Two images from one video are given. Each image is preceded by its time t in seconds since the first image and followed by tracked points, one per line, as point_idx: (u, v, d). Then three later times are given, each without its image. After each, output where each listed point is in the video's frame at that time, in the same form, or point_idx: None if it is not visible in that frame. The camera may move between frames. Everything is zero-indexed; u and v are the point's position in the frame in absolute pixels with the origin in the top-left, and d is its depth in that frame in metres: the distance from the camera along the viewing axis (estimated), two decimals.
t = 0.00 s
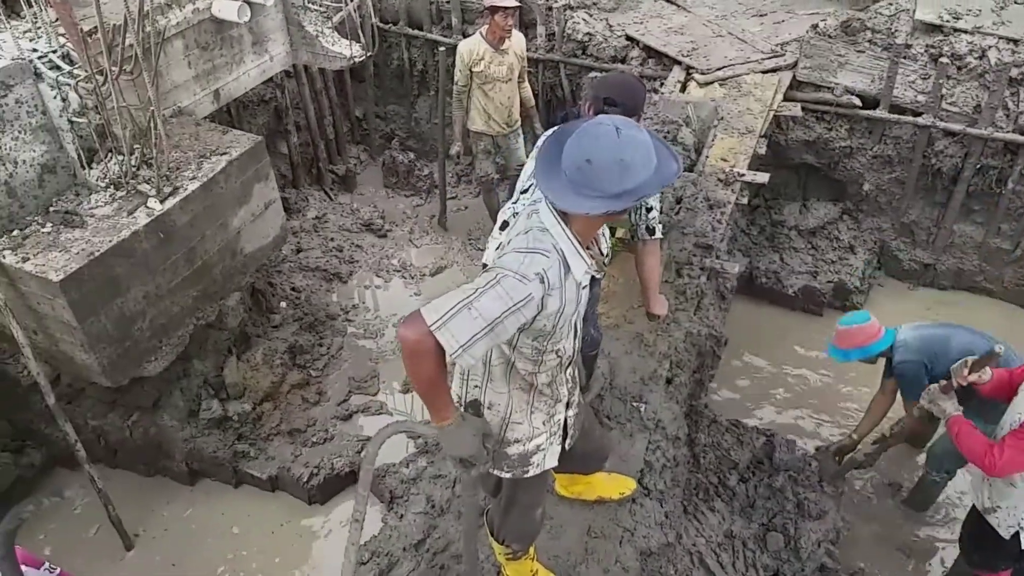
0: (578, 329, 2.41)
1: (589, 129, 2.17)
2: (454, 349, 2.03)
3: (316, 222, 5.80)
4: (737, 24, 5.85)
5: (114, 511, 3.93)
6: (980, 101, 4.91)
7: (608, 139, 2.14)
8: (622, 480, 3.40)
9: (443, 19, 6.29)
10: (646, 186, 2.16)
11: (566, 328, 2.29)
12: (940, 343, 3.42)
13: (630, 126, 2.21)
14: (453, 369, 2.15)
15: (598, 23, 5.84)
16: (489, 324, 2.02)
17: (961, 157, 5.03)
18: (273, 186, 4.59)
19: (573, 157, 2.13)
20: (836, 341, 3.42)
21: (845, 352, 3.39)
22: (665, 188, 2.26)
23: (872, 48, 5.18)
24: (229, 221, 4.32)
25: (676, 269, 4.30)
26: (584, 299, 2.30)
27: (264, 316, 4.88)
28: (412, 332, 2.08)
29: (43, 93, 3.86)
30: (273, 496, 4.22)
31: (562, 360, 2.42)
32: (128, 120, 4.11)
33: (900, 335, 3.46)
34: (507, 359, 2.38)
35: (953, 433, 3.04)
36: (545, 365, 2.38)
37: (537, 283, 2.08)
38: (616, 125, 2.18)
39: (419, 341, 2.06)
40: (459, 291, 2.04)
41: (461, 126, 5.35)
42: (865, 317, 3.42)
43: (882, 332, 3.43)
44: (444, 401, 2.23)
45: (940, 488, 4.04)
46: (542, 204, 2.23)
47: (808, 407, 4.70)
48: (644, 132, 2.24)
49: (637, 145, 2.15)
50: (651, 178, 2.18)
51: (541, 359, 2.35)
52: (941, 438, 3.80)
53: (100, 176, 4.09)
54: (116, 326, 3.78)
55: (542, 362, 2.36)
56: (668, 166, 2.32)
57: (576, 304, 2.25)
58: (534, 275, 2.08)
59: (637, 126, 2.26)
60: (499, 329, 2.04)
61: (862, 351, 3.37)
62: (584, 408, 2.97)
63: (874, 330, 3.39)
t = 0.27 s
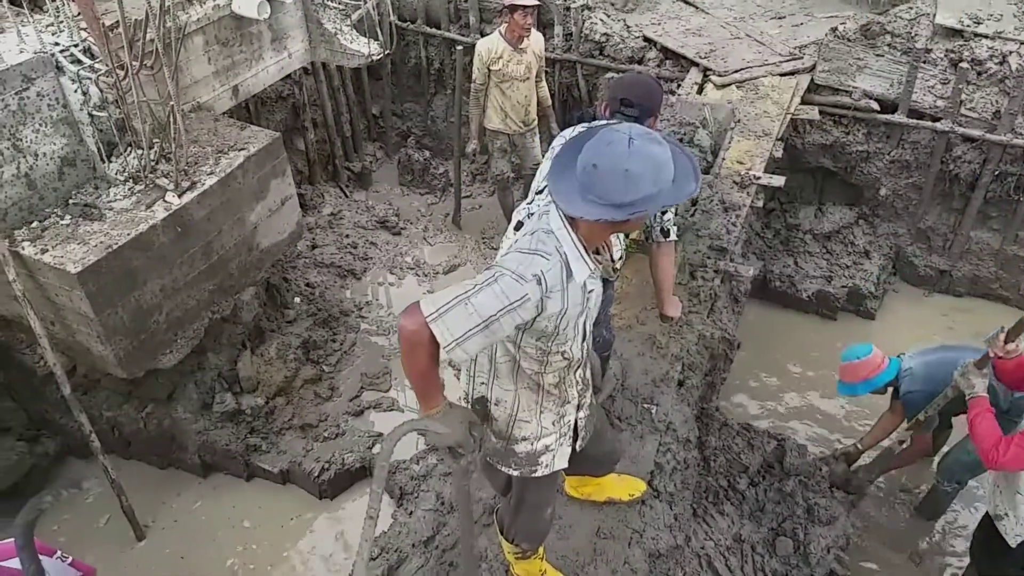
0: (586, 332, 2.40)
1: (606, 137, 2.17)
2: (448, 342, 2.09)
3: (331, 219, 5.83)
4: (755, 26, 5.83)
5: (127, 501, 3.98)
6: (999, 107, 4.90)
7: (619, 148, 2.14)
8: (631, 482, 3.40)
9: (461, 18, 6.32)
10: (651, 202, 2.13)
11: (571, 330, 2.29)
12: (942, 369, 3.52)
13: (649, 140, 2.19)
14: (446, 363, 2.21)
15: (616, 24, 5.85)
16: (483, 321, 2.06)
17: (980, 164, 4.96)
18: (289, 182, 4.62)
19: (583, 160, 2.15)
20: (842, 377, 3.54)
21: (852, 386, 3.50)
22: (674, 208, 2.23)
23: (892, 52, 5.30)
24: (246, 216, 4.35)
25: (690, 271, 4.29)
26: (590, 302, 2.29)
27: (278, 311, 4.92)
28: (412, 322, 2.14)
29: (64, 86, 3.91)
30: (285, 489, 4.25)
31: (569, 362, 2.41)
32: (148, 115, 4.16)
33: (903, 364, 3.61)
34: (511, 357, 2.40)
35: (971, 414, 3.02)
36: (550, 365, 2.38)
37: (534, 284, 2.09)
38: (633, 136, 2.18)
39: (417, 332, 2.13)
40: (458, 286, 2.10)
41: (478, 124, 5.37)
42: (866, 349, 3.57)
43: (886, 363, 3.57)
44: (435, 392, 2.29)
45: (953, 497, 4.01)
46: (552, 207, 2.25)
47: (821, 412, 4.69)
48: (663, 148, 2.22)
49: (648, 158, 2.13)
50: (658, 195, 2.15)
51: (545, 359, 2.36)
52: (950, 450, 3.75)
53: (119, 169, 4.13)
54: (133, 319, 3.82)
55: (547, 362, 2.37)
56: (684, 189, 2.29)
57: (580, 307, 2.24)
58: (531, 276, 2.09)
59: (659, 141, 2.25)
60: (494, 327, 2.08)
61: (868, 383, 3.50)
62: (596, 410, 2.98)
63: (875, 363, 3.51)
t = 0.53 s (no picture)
0: (594, 333, 2.40)
1: (621, 144, 2.15)
2: (446, 332, 2.12)
3: (347, 214, 5.85)
4: (776, 28, 5.80)
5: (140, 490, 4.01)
6: (1023, 114, 4.87)
7: (631, 157, 2.11)
8: (643, 483, 3.40)
9: (481, 16, 6.31)
10: (659, 215, 2.09)
11: (577, 331, 2.30)
12: (950, 389, 3.50)
13: (668, 152, 2.14)
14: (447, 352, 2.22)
15: (636, 24, 5.83)
16: (483, 315, 2.09)
17: (1001, 170, 4.91)
18: (306, 176, 4.63)
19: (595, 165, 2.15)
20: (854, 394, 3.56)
21: (861, 404, 3.54)
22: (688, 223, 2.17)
23: (914, 57, 5.22)
24: (263, 210, 4.37)
25: (706, 273, 4.27)
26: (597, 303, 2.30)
27: (293, 305, 4.94)
28: (413, 310, 2.16)
29: (87, 77, 3.93)
30: (296, 482, 4.26)
31: (577, 362, 2.41)
32: (168, 107, 4.18)
33: (914, 382, 3.58)
34: (519, 352, 2.41)
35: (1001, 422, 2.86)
36: (557, 364, 2.39)
37: (533, 281, 2.11)
38: (650, 147, 2.13)
39: (417, 319, 2.15)
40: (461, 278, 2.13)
41: (495, 122, 5.36)
42: (878, 366, 3.56)
43: (898, 381, 3.55)
44: (435, 383, 2.30)
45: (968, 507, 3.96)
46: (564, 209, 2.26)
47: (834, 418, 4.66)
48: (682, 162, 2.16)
49: (661, 170, 2.09)
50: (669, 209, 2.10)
51: (550, 357, 2.37)
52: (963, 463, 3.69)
53: (138, 161, 4.16)
54: (150, 309, 3.85)
55: (554, 360, 2.37)
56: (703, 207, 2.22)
57: (586, 309, 2.25)
58: (531, 274, 2.11)
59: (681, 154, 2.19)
60: (493, 321, 2.11)
61: (878, 402, 3.51)
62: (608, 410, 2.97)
63: (887, 381, 3.50)
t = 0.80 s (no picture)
0: (615, 335, 2.38)
1: (643, 147, 2.13)
2: (466, 332, 2.10)
3: (367, 211, 5.86)
4: (802, 30, 5.74)
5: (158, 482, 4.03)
6: None
7: (650, 161, 2.08)
8: (661, 487, 3.37)
9: (505, 14, 6.31)
10: (677, 220, 2.06)
11: (598, 332, 2.29)
12: (967, 405, 3.44)
13: (689, 158, 2.10)
14: (468, 351, 2.20)
15: (661, 24, 5.80)
16: (503, 315, 2.07)
17: None
18: (329, 172, 4.64)
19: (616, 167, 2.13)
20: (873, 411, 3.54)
21: (881, 420, 3.51)
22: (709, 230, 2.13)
23: (943, 61, 5.19)
24: (285, 205, 4.38)
25: (728, 276, 4.24)
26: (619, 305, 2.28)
27: (312, 301, 4.95)
28: (433, 309, 2.15)
29: (113, 71, 3.94)
30: (313, 478, 4.27)
31: (596, 364, 2.40)
32: (193, 102, 4.20)
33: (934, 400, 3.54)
34: (538, 353, 2.39)
35: None
36: (576, 365, 2.37)
37: (554, 282, 2.09)
38: (671, 151, 2.10)
39: (436, 318, 2.13)
40: (482, 279, 2.12)
41: (518, 121, 5.35)
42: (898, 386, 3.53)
43: (918, 398, 3.52)
44: (457, 381, 2.28)
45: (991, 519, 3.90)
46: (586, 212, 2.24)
47: (855, 425, 4.61)
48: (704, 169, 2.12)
49: (680, 175, 2.06)
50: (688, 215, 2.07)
51: (570, 359, 2.36)
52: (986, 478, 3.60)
53: (163, 155, 4.21)
54: (171, 302, 3.87)
55: (572, 361, 2.36)
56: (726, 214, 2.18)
57: (607, 311, 2.24)
58: (552, 275, 2.10)
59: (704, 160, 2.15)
60: (513, 321, 2.09)
61: (896, 419, 3.48)
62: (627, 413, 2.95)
63: (906, 399, 3.48)
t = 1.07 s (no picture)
0: (637, 332, 2.38)
1: (666, 143, 2.13)
2: (491, 329, 2.12)
3: (390, 205, 5.89)
4: (830, 29, 5.69)
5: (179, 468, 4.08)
6: None
7: (673, 157, 2.07)
8: (678, 486, 3.36)
9: (530, 10, 6.30)
10: (698, 216, 2.04)
11: (621, 329, 2.29)
12: (989, 408, 3.40)
13: (713, 155, 2.09)
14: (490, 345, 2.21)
15: (687, 22, 5.76)
16: (527, 313, 2.09)
17: None
18: (352, 165, 4.66)
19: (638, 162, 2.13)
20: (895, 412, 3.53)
21: (902, 422, 3.49)
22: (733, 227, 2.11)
23: (972, 63, 5.12)
24: (308, 197, 4.41)
25: (750, 276, 4.23)
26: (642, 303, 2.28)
27: (334, 293, 4.98)
28: (456, 305, 2.16)
29: (142, 62, 3.99)
30: (330, 468, 4.30)
31: (617, 360, 2.40)
32: (220, 93, 4.24)
33: (957, 403, 3.50)
34: (560, 348, 2.39)
35: None
36: (597, 362, 2.38)
37: (579, 280, 2.09)
38: (694, 148, 2.10)
39: (460, 314, 2.14)
40: (506, 277, 2.12)
41: (541, 118, 5.35)
42: (920, 387, 3.50)
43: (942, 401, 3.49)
44: (479, 375, 2.26)
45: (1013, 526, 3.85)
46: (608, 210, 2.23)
47: (876, 429, 4.56)
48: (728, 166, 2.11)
49: (702, 172, 2.04)
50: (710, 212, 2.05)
51: (592, 355, 2.36)
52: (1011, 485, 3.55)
53: (189, 145, 4.25)
54: (194, 291, 3.91)
55: (593, 357, 2.36)
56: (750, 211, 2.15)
57: (630, 308, 2.25)
58: (577, 273, 2.10)
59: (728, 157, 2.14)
60: (537, 319, 2.10)
61: (918, 421, 3.46)
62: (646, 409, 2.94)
63: (930, 401, 3.45)
